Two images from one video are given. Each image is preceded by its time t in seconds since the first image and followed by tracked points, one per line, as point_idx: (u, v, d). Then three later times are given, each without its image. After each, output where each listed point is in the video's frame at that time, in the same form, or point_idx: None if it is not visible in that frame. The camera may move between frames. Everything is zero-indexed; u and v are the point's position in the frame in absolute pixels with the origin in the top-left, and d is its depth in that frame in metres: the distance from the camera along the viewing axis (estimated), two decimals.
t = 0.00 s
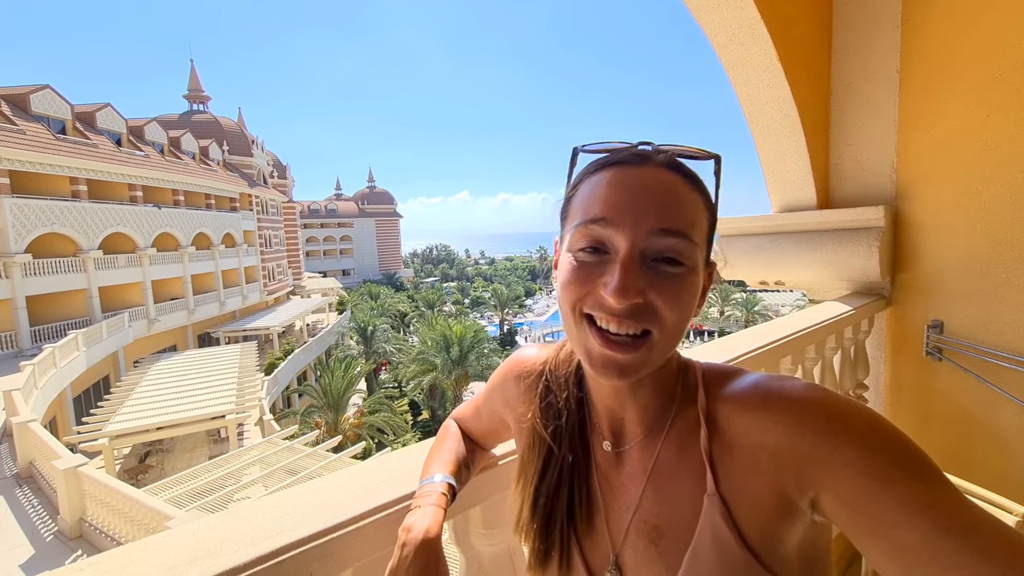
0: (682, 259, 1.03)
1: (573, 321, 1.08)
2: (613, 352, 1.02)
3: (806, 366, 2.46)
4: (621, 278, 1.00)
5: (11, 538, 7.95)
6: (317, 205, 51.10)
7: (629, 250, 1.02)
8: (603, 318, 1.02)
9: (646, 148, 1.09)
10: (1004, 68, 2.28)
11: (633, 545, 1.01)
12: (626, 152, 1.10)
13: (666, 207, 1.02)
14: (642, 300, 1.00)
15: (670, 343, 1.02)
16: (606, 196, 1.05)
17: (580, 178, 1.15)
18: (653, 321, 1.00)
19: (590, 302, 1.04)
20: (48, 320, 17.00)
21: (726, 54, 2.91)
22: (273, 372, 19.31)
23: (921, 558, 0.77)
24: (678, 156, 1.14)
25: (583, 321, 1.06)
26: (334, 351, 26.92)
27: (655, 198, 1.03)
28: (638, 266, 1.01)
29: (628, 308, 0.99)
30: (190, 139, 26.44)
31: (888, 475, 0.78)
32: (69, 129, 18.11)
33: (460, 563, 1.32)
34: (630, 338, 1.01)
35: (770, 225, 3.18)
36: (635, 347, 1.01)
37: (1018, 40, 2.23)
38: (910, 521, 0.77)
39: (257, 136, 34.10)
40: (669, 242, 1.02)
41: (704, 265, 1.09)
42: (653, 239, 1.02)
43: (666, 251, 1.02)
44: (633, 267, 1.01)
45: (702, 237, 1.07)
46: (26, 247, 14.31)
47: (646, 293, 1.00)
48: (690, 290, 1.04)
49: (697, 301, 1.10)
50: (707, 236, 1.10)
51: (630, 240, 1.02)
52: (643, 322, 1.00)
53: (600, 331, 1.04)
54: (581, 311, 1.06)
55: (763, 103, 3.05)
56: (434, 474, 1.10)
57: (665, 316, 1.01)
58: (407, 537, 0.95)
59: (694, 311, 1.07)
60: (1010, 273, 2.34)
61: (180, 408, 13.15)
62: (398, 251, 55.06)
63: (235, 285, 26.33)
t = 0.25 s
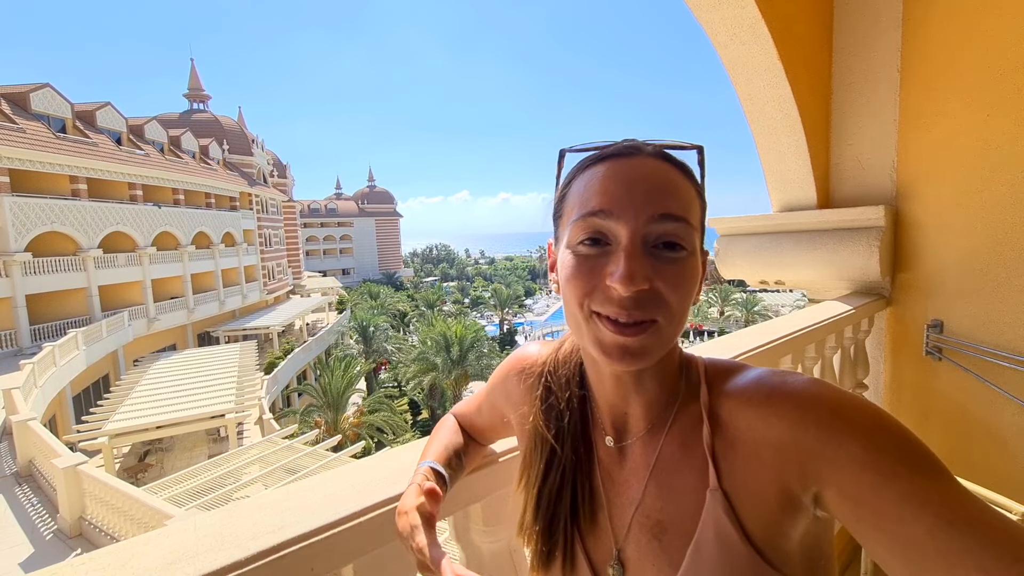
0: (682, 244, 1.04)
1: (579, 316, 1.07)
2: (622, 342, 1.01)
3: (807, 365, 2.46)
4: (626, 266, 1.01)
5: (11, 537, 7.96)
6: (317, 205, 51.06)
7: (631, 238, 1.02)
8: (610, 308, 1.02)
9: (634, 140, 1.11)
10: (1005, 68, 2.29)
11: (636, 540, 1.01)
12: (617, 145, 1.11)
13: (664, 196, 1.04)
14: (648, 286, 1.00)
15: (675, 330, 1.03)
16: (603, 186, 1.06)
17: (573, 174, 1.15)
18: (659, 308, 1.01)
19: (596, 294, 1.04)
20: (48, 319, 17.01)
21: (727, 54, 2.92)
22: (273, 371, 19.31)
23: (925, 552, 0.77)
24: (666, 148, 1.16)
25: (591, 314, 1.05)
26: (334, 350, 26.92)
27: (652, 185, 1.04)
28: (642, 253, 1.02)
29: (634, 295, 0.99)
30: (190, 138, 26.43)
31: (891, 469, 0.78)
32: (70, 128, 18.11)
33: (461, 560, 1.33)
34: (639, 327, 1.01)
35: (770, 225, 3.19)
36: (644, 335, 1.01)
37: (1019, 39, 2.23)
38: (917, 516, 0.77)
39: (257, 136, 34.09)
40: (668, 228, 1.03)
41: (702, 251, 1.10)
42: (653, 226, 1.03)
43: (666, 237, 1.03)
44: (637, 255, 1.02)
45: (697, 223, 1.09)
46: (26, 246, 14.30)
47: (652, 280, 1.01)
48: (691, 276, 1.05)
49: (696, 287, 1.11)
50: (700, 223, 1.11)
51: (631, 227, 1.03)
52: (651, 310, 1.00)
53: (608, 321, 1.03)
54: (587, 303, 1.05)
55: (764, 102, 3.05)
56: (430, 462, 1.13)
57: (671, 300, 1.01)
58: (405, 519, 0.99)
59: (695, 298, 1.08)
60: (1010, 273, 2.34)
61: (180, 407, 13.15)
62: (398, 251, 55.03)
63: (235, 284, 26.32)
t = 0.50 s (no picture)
0: (670, 237, 1.05)
1: (574, 318, 1.08)
2: (619, 340, 1.02)
3: (806, 365, 2.47)
4: (616, 263, 1.01)
5: (12, 535, 7.98)
6: (317, 203, 51.10)
7: (618, 236, 1.03)
8: (604, 307, 1.03)
9: (613, 142, 1.13)
10: (1005, 69, 2.29)
11: (637, 539, 1.02)
12: (596, 149, 1.13)
13: (647, 193, 1.05)
14: (639, 282, 1.01)
15: (670, 324, 1.04)
16: (587, 189, 1.07)
17: (556, 180, 1.17)
18: (653, 303, 1.02)
19: (589, 294, 1.05)
20: (48, 317, 17.03)
21: (728, 54, 2.92)
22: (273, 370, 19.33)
23: (920, 549, 0.78)
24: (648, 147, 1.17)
25: (586, 316, 1.06)
26: (334, 349, 26.94)
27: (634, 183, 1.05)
28: (630, 251, 1.03)
29: (626, 292, 1.00)
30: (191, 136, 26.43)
31: (889, 468, 0.79)
32: (70, 126, 18.12)
33: (462, 560, 1.33)
34: (634, 324, 1.02)
35: (770, 225, 3.20)
36: (639, 331, 1.02)
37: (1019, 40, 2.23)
38: (912, 514, 0.78)
39: (258, 134, 34.09)
40: (655, 223, 1.04)
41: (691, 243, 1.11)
42: (639, 222, 1.04)
43: (654, 233, 1.04)
44: (625, 252, 1.03)
45: (684, 216, 1.10)
46: (26, 244, 14.32)
47: (643, 275, 1.02)
48: (682, 270, 1.06)
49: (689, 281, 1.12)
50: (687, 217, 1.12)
51: (617, 226, 1.04)
52: (645, 305, 1.01)
53: (603, 321, 1.04)
54: (581, 305, 1.07)
55: (764, 103, 3.05)
56: (426, 463, 1.15)
57: (662, 293, 1.02)
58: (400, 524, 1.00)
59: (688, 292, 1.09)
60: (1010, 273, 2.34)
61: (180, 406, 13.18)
62: (399, 250, 55.04)
63: (235, 283, 26.34)
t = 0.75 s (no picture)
0: (650, 241, 1.04)
1: (568, 337, 1.08)
2: (614, 353, 1.02)
3: (808, 366, 2.46)
4: (600, 282, 1.01)
5: (12, 532, 7.98)
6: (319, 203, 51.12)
7: (598, 250, 1.03)
8: (595, 324, 1.03)
9: (576, 151, 1.12)
10: (1007, 70, 2.28)
11: (640, 539, 1.01)
12: (561, 160, 1.12)
13: (618, 201, 1.04)
14: (627, 295, 1.01)
15: (661, 331, 1.03)
16: (559, 207, 1.06)
17: (527, 197, 1.16)
18: (645, 312, 1.02)
19: (578, 313, 1.05)
20: (50, 315, 17.05)
21: (730, 55, 2.92)
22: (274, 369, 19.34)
23: (921, 549, 0.78)
24: (614, 148, 1.16)
25: (579, 335, 1.06)
26: (335, 348, 26.95)
27: (605, 192, 1.04)
28: (612, 263, 1.02)
29: (615, 308, 1.00)
30: (193, 135, 26.45)
31: (891, 466, 0.79)
32: (72, 124, 18.15)
33: (464, 559, 1.33)
34: (627, 336, 1.02)
35: (772, 226, 3.20)
36: (633, 345, 1.02)
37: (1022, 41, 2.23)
38: (914, 513, 0.78)
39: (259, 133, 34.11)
40: (633, 231, 1.03)
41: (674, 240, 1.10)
42: (616, 234, 1.03)
43: (632, 241, 1.03)
44: (609, 267, 1.02)
45: (662, 216, 1.09)
46: (28, 242, 14.34)
47: (629, 288, 1.01)
48: (669, 272, 1.05)
49: (681, 278, 1.11)
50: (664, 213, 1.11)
51: (595, 240, 1.03)
52: (636, 317, 1.01)
53: (596, 340, 1.05)
54: (574, 324, 1.07)
55: (767, 104, 3.05)
56: (430, 464, 1.15)
57: (651, 300, 1.02)
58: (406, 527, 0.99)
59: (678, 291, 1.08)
60: (1011, 276, 2.34)
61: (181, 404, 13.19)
62: (400, 250, 55.05)
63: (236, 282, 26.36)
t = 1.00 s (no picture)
0: (647, 258, 1.04)
1: (566, 356, 1.10)
2: (612, 372, 1.03)
3: (808, 367, 2.47)
4: (597, 305, 1.01)
5: (12, 530, 7.99)
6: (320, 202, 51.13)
7: (594, 270, 1.03)
8: (593, 345, 1.04)
9: (569, 162, 1.10)
10: (1008, 73, 2.29)
11: (639, 537, 1.02)
12: (554, 172, 1.11)
13: (613, 218, 1.03)
14: (624, 316, 1.01)
15: (660, 346, 1.04)
16: (553, 225, 1.06)
17: (520, 208, 1.16)
18: (642, 332, 1.02)
19: (576, 333, 1.06)
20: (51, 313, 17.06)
21: (732, 56, 2.92)
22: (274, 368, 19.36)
23: (918, 546, 0.78)
24: (610, 152, 1.15)
25: (577, 353, 1.08)
26: (335, 348, 26.96)
27: (600, 209, 1.04)
28: (608, 283, 1.02)
29: (613, 330, 1.01)
30: (194, 134, 26.48)
31: (889, 464, 0.79)
32: (74, 124, 18.18)
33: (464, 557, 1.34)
34: (625, 354, 1.03)
35: (773, 227, 3.20)
36: (632, 363, 1.03)
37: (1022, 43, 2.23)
38: (910, 510, 0.78)
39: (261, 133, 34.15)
40: (629, 249, 1.03)
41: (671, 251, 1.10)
42: (612, 252, 1.03)
43: (629, 259, 1.03)
44: (606, 288, 1.02)
45: (659, 227, 1.08)
46: (29, 241, 14.35)
47: (626, 308, 1.02)
48: (667, 287, 1.05)
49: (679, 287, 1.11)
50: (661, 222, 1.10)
51: (591, 260, 1.03)
52: (635, 336, 1.02)
53: (594, 358, 1.06)
54: (571, 343, 1.08)
55: (768, 105, 3.06)
56: (433, 462, 1.15)
57: (649, 319, 1.02)
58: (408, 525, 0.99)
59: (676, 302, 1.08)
60: (1011, 278, 2.35)
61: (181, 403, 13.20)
62: (400, 250, 55.08)
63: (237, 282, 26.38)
